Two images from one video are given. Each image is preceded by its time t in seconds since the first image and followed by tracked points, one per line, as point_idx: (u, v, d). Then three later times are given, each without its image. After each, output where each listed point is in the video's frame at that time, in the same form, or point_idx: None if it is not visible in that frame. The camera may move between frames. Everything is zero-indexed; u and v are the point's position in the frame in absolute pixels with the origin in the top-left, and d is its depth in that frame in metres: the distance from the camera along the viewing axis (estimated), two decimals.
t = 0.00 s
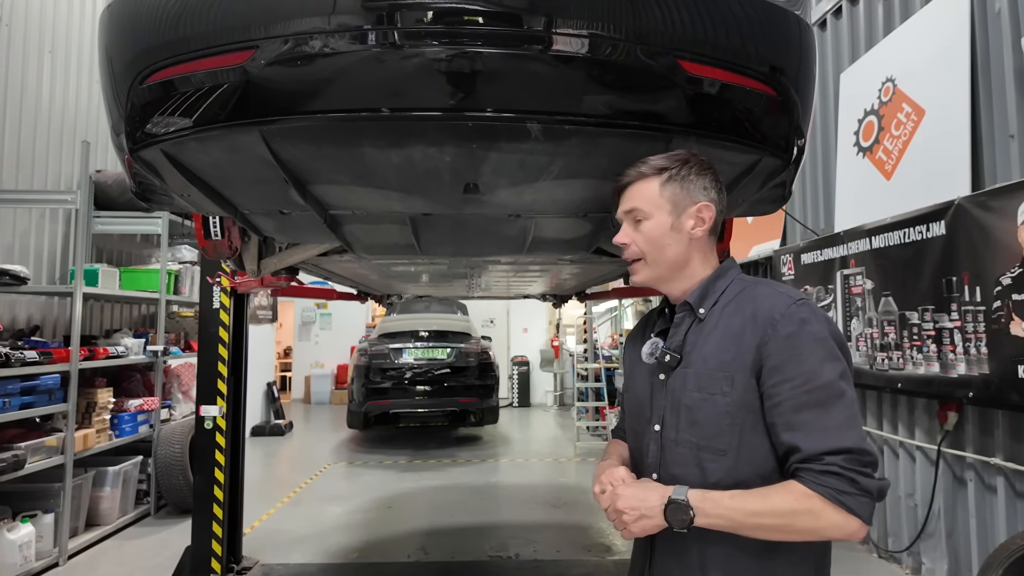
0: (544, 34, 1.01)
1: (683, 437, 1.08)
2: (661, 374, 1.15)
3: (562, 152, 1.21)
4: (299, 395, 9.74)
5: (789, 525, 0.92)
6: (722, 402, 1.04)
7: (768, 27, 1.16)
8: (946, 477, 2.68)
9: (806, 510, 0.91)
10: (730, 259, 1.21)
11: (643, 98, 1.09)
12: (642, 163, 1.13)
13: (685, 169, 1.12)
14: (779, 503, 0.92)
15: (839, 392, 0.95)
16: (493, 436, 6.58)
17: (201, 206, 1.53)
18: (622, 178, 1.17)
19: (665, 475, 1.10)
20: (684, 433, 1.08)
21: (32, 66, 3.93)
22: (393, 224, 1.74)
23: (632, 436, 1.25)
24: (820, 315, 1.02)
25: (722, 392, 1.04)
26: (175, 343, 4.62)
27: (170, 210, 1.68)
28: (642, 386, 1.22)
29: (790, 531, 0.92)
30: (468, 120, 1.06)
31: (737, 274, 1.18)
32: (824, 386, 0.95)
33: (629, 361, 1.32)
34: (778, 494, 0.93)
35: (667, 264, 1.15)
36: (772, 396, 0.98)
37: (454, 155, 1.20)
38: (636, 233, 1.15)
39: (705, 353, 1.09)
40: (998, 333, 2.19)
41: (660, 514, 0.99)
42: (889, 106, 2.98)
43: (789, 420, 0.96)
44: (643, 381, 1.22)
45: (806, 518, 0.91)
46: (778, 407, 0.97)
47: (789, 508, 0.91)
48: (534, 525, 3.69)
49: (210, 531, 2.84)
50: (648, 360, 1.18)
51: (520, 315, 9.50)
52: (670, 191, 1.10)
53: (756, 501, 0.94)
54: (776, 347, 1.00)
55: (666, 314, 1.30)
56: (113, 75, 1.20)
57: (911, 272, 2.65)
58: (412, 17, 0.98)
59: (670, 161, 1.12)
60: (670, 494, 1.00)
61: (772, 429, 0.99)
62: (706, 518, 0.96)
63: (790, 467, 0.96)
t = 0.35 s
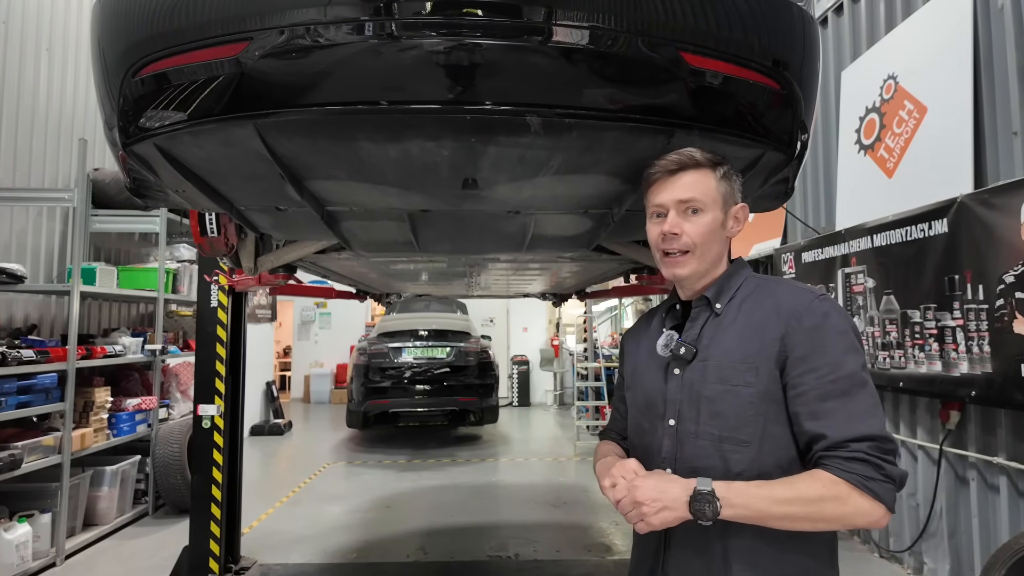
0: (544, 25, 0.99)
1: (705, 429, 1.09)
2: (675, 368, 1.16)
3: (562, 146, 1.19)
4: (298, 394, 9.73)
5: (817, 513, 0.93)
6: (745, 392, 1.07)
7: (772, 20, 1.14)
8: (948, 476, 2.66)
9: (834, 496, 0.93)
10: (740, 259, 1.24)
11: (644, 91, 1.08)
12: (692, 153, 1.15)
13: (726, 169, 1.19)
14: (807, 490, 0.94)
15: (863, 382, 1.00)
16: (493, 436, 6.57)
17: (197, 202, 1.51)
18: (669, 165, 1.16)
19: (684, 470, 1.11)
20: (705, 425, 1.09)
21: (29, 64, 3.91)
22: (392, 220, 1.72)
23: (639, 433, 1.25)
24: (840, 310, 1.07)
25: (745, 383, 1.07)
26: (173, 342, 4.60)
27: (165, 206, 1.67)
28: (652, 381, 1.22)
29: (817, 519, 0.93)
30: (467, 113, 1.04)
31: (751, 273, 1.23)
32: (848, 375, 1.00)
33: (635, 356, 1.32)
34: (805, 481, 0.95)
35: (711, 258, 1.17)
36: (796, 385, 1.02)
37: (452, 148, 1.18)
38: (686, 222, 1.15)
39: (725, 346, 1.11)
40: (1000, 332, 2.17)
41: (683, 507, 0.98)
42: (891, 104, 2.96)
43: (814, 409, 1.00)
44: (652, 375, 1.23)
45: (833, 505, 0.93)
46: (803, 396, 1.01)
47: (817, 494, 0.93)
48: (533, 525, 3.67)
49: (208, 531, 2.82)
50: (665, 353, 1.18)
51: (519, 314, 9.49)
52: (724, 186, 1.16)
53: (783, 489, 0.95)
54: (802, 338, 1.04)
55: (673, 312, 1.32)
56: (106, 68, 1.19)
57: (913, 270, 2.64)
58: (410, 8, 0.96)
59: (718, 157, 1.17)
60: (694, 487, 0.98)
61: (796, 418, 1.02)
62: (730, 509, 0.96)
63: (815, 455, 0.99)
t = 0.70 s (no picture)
0: (543, 22, 0.98)
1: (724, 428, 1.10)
2: (689, 366, 1.19)
3: (562, 144, 1.18)
4: (298, 393, 9.73)
5: (862, 508, 0.89)
6: (767, 393, 1.08)
7: (773, 18, 1.14)
8: (948, 475, 2.66)
9: (877, 493, 0.90)
10: (755, 261, 1.26)
11: (643, 89, 1.08)
12: (710, 150, 1.13)
13: (746, 168, 1.16)
14: (857, 482, 0.90)
15: (886, 389, 1.02)
16: (492, 435, 6.57)
17: (194, 200, 1.50)
18: (686, 162, 1.14)
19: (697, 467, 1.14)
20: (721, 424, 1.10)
21: (27, 62, 3.90)
22: (391, 219, 1.72)
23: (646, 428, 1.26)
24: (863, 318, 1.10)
25: (767, 384, 1.09)
26: (172, 341, 4.59)
27: (163, 205, 1.66)
28: (662, 376, 1.23)
29: (862, 515, 0.89)
30: (466, 111, 1.04)
31: (765, 275, 1.24)
32: (875, 380, 1.02)
33: (643, 350, 1.32)
34: (852, 474, 0.91)
35: (723, 258, 1.16)
36: (824, 388, 1.03)
37: (451, 146, 1.17)
38: (700, 220, 1.14)
39: (745, 346, 1.13)
40: (1000, 331, 2.17)
41: (745, 478, 0.84)
42: (891, 102, 2.96)
43: (844, 412, 1.00)
44: (663, 370, 1.24)
45: (876, 502, 0.89)
46: (832, 400, 1.02)
47: (864, 487, 0.89)
48: (532, 524, 3.67)
49: (206, 531, 2.81)
50: (680, 350, 1.21)
51: (518, 313, 9.49)
52: (741, 186, 1.13)
53: (835, 480, 0.89)
54: (827, 342, 1.06)
55: (685, 309, 1.32)
56: (102, 66, 1.18)
57: (913, 269, 2.63)
58: (409, 5, 0.95)
59: (738, 156, 1.15)
60: (764, 463, 0.86)
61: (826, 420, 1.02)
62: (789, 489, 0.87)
63: (847, 452, 0.97)
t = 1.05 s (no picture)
0: (542, 20, 0.98)
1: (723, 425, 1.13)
2: (686, 362, 1.21)
3: (561, 142, 1.18)
4: (297, 392, 9.73)
5: (878, 494, 0.90)
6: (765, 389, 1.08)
7: (772, 15, 1.13)
8: (947, 474, 2.66)
9: (893, 478, 0.92)
10: (753, 258, 1.27)
11: (642, 87, 1.07)
12: (710, 148, 1.13)
13: (746, 164, 1.16)
14: (876, 468, 0.91)
15: (887, 385, 1.02)
16: (491, 434, 6.57)
17: (192, 198, 1.50)
18: (685, 160, 1.14)
19: (694, 463, 1.15)
20: (718, 420, 1.14)
21: (25, 60, 3.89)
22: (390, 217, 1.71)
23: (641, 424, 1.26)
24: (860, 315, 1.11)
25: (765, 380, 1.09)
26: (171, 340, 4.58)
27: (160, 203, 1.65)
28: (659, 372, 1.26)
29: (878, 500, 0.90)
30: (464, 108, 1.03)
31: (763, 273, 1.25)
32: (874, 376, 1.02)
33: (639, 346, 1.33)
34: (873, 458, 0.92)
35: (724, 255, 1.17)
36: (826, 383, 1.03)
37: (450, 144, 1.17)
38: (699, 218, 1.14)
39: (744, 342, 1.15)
40: (999, 329, 2.16)
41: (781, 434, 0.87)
42: (890, 101, 2.95)
43: (847, 406, 1.00)
44: (660, 366, 1.26)
45: (893, 487, 0.91)
46: (834, 394, 1.02)
47: (882, 474, 0.91)
48: (532, 523, 3.67)
49: (205, 530, 2.81)
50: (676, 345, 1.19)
51: (517, 312, 9.49)
52: (741, 182, 1.13)
53: (861, 461, 0.91)
54: (826, 339, 1.06)
55: (683, 305, 1.33)
56: (99, 63, 1.17)
57: (912, 268, 2.63)
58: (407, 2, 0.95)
59: (738, 152, 1.15)
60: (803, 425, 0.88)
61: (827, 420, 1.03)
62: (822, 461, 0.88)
63: (856, 442, 0.98)
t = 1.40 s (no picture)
0: (540, 15, 0.97)
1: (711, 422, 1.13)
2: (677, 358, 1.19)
3: (559, 139, 1.18)
4: (296, 390, 9.73)
5: (848, 493, 0.89)
6: (752, 385, 1.09)
7: (771, 11, 1.13)
8: (945, 472, 2.67)
9: (864, 479, 0.90)
10: (743, 255, 1.28)
11: (642, 84, 1.07)
12: (682, 145, 1.18)
13: (722, 158, 1.21)
14: (846, 467, 0.90)
15: (873, 384, 1.02)
16: (490, 432, 6.57)
17: (189, 195, 1.49)
18: (660, 160, 1.21)
19: (684, 460, 1.15)
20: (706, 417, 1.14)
21: (23, 57, 3.87)
22: (387, 214, 1.71)
23: (633, 422, 1.27)
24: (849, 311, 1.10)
25: (753, 377, 1.09)
26: (169, 338, 4.58)
27: (157, 200, 1.65)
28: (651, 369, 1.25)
29: (843, 499, 0.89)
30: (462, 104, 1.03)
31: (751, 270, 1.26)
32: (860, 373, 1.01)
33: (633, 345, 1.34)
34: (843, 457, 0.91)
35: (707, 248, 1.20)
36: (808, 381, 1.04)
37: (447, 140, 1.17)
38: (678, 215, 1.19)
39: (731, 339, 1.14)
40: (998, 327, 2.16)
41: (728, 435, 0.85)
42: (889, 98, 2.95)
43: (829, 404, 1.00)
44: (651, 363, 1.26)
45: (863, 487, 0.90)
46: (814, 390, 1.02)
47: (852, 473, 0.90)
48: (531, 521, 3.67)
49: (203, 528, 2.80)
50: (666, 341, 1.19)
51: (516, 310, 9.48)
52: (714, 175, 1.18)
53: (824, 460, 0.90)
54: (812, 335, 1.06)
55: (674, 303, 1.35)
56: (94, 59, 1.17)
57: (911, 266, 2.63)
58: None
59: (712, 146, 1.19)
60: (751, 424, 0.86)
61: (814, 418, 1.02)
62: (773, 459, 0.88)
63: (833, 440, 0.98)
